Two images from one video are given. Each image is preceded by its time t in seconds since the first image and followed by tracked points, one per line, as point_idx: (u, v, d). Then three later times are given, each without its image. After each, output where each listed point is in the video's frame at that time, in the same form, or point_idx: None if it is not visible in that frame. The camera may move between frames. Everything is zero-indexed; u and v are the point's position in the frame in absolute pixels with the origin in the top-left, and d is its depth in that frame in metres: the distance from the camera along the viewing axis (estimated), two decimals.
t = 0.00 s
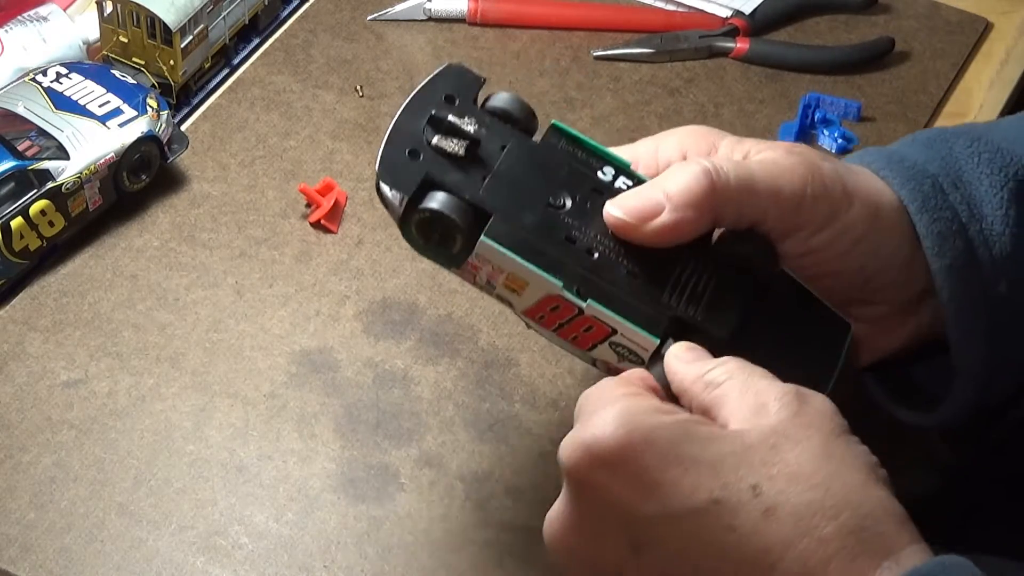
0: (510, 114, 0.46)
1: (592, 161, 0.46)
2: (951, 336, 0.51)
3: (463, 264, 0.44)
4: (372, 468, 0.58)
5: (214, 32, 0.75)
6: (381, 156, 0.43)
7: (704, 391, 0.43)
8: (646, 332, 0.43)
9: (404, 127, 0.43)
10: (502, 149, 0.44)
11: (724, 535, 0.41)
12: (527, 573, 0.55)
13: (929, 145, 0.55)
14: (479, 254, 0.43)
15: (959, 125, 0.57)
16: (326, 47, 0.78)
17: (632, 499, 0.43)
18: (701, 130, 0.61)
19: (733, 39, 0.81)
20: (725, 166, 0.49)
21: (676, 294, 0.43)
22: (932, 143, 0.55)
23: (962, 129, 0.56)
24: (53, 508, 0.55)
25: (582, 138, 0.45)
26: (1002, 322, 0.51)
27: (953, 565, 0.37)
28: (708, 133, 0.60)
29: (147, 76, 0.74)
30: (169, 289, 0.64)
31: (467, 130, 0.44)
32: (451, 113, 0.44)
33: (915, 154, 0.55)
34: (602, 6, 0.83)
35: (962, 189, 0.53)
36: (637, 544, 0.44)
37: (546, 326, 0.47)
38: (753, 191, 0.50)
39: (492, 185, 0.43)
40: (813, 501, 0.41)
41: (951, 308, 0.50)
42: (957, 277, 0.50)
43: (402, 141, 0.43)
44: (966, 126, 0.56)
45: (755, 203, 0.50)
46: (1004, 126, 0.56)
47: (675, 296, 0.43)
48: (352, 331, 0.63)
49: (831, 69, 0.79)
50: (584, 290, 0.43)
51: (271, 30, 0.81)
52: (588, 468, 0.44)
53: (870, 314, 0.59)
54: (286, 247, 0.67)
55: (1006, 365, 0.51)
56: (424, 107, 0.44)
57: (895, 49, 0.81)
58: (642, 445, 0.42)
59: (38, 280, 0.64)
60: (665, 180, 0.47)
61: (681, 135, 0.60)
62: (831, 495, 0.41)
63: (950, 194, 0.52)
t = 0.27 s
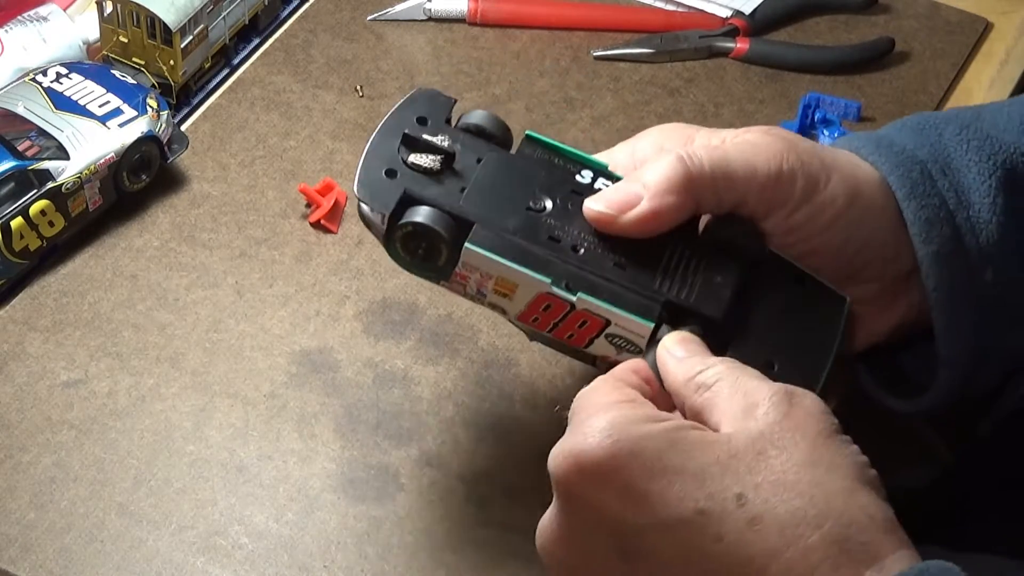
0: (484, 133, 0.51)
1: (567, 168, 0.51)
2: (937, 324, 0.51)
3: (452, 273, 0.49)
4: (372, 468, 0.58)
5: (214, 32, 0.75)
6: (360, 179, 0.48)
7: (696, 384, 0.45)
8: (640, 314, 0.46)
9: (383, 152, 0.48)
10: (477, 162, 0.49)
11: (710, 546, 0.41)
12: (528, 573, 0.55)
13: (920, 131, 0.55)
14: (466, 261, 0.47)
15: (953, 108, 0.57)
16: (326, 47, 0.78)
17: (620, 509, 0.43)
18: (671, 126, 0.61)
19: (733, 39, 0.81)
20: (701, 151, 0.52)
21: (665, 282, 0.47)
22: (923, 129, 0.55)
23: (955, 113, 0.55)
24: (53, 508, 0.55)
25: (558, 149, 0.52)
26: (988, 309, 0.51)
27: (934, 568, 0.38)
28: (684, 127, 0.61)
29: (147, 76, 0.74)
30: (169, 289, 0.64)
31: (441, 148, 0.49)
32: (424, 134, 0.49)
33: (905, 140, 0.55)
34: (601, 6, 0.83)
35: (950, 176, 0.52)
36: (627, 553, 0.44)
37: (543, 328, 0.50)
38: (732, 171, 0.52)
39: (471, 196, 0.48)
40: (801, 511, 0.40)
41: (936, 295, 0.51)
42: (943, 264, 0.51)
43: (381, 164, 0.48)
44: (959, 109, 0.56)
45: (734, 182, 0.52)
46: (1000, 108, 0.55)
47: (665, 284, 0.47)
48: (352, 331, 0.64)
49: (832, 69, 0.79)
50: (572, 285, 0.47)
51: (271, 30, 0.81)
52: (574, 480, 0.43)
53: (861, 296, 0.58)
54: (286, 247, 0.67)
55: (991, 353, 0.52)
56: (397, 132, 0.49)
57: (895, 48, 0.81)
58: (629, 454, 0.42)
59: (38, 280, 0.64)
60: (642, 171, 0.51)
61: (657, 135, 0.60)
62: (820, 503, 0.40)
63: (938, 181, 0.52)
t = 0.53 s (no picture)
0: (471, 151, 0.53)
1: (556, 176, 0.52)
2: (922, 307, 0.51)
3: (453, 287, 0.50)
4: (372, 468, 0.58)
5: (214, 32, 0.75)
6: (352, 204, 0.49)
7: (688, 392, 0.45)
8: (640, 308, 0.47)
9: (371, 174, 0.50)
10: (466, 178, 0.51)
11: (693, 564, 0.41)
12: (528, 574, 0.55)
13: (913, 113, 0.55)
14: (466, 274, 0.49)
15: (948, 90, 0.56)
16: (326, 47, 0.78)
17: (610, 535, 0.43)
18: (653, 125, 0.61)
19: (733, 39, 0.81)
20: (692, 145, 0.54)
21: (665, 274, 0.48)
22: (916, 111, 0.55)
23: (949, 96, 0.55)
24: (53, 508, 0.55)
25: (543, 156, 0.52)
26: (973, 294, 0.52)
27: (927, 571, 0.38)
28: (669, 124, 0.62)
29: (147, 76, 0.74)
30: (170, 289, 0.64)
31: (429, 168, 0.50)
32: (410, 154, 0.51)
33: (898, 122, 0.55)
34: (601, 6, 0.83)
35: (942, 160, 0.52)
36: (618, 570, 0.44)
37: (550, 334, 0.51)
38: (721, 161, 0.54)
39: (463, 211, 0.49)
40: (781, 526, 0.40)
41: (922, 278, 0.51)
42: (930, 248, 0.51)
43: (372, 186, 0.49)
44: (954, 92, 0.55)
45: (725, 171, 0.54)
46: (995, 91, 0.55)
47: (666, 277, 0.48)
48: (352, 331, 0.64)
49: (832, 69, 0.79)
50: (573, 286, 0.48)
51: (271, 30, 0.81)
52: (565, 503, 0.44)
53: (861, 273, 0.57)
54: (286, 247, 0.67)
55: (975, 338, 0.52)
56: (383, 152, 0.51)
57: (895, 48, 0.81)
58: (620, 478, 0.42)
59: (38, 280, 0.64)
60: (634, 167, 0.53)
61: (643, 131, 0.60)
62: (800, 518, 0.40)
63: (929, 164, 0.52)
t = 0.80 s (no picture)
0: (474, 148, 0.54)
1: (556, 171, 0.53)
2: (926, 318, 0.51)
3: (446, 268, 0.51)
4: (372, 468, 0.58)
5: (214, 32, 0.75)
6: (349, 187, 0.51)
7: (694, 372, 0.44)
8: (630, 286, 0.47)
9: (371, 163, 0.52)
10: (464, 168, 0.52)
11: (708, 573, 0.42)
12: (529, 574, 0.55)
13: (922, 123, 0.55)
14: (457, 251, 0.50)
15: (954, 100, 0.56)
16: (326, 48, 0.79)
17: (622, 547, 0.44)
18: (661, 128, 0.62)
19: (733, 39, 0.81)
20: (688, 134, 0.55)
21: (658, 254, 0.48)
22: (924, 121, 0.55)
23: (957, 107, 0.55)
24: (53, 508, 0.55)
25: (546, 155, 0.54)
26: (977, 306, 0.51)
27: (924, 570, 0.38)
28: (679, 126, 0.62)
29: (147, 76, 0.74)
30: (169, 289, 0.64)
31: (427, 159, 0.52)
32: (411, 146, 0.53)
33: (907, 132, 0.55)
34: (601, 6, 0.83)
35: (951, 172, 0.52)
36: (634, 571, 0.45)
37: (541, 314, 0.52)
38: (716, 152, 0.54)
39: (456, 196, 0.50)
40: (791, 538, 0.40)
41: (927, 288, 0.50)
42: (938, 260, 0.50)
43: (371, 173, 0.51)
44: (962, 103, 0.55)
45: (722, 162, 0.54)
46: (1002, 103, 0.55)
47: (657, 255, 0.48)
48: (352, 331, 0.64)
49: (832, 68, 0.79)
50: (562, 261, 0.48)
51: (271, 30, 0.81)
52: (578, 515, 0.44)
53: (864, 278, 0.56)
54: (286, 247, 0.67)
55: (977, 350, 0.52)
56: (384, 145, 0.53)
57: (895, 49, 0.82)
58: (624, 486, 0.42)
59: (38, 280, 0.64)
60: (630, 155, 0.54)
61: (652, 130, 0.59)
62: (811, 528, 0.40)
63: (939, 176, 0.52)
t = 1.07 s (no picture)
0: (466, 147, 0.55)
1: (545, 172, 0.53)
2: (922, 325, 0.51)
3: (433, 269, 0.51)
4: (372, 468, 0.58)
5: (215, 32, 0.75)
6: (340, 186, 0.51)
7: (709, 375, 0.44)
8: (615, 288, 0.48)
9: (362, 162, 0.52)
10: (455, 169, 0.52)
11: None
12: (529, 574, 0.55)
13: (921, 128, 0.54)
14: (443, 253, 0.50)
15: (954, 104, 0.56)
16: (326, 48, 0.79)
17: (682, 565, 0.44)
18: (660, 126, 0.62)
19: (733, 39, 0.81)
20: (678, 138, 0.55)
21: (644, 257, 0.49)
22: (923, 126, 0.54)
23: (957, 111, 0.54)
24: (53, 508, 0.55)
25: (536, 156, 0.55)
26: (974, 314, 0.51)
27: (969, 567, 0.38)
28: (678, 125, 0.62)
29: (147, 76, 0.74)
30: (169, 289, 0.64)
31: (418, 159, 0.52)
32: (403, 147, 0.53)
33: (906, 136, 0.54)
34: (601, 6, 0.83)
35: (950, 179, 0.52)
36: None
37: (526, 316, 0.52)
38: (705, 156, 0.54)
39: (445, 196, 0.51)
40: (850, 543, 0.41)
41: (923, 296, 0.50)
42: (934, 268, 0.50)
43: (360, 172, 0.52)
44: (962, 107, 0.55)
45: (710, 168, 0.54)
46: (1002, 108, 0.54)
47: (642, 259, 0.48)
48: (352, 331, 0.64)
49: (832, 68, 0.79)
50: (547, 263, 0.49)
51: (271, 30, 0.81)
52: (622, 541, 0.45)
53: (856, 284, 0.57)
54: (286, 247, 0.67)
55: (972, 356, 0.52)
56: (376, 145, 0.53)
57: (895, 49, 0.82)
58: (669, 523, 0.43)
59: (38, 280, 0.64)
60: (617, 159, 0.54)
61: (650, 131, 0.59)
62: (868, 531, 0.41)
63: (938, 183, 0.52)
